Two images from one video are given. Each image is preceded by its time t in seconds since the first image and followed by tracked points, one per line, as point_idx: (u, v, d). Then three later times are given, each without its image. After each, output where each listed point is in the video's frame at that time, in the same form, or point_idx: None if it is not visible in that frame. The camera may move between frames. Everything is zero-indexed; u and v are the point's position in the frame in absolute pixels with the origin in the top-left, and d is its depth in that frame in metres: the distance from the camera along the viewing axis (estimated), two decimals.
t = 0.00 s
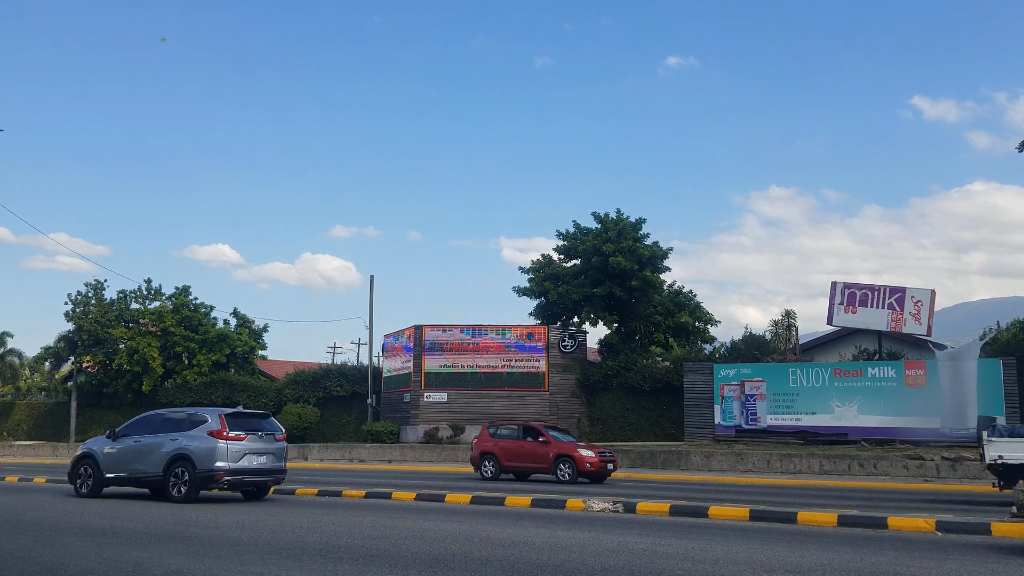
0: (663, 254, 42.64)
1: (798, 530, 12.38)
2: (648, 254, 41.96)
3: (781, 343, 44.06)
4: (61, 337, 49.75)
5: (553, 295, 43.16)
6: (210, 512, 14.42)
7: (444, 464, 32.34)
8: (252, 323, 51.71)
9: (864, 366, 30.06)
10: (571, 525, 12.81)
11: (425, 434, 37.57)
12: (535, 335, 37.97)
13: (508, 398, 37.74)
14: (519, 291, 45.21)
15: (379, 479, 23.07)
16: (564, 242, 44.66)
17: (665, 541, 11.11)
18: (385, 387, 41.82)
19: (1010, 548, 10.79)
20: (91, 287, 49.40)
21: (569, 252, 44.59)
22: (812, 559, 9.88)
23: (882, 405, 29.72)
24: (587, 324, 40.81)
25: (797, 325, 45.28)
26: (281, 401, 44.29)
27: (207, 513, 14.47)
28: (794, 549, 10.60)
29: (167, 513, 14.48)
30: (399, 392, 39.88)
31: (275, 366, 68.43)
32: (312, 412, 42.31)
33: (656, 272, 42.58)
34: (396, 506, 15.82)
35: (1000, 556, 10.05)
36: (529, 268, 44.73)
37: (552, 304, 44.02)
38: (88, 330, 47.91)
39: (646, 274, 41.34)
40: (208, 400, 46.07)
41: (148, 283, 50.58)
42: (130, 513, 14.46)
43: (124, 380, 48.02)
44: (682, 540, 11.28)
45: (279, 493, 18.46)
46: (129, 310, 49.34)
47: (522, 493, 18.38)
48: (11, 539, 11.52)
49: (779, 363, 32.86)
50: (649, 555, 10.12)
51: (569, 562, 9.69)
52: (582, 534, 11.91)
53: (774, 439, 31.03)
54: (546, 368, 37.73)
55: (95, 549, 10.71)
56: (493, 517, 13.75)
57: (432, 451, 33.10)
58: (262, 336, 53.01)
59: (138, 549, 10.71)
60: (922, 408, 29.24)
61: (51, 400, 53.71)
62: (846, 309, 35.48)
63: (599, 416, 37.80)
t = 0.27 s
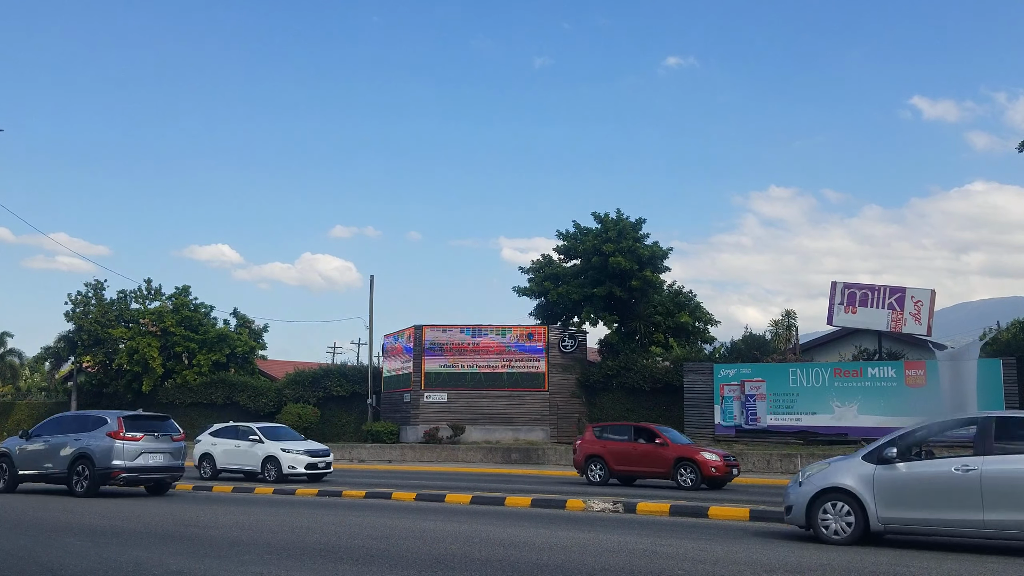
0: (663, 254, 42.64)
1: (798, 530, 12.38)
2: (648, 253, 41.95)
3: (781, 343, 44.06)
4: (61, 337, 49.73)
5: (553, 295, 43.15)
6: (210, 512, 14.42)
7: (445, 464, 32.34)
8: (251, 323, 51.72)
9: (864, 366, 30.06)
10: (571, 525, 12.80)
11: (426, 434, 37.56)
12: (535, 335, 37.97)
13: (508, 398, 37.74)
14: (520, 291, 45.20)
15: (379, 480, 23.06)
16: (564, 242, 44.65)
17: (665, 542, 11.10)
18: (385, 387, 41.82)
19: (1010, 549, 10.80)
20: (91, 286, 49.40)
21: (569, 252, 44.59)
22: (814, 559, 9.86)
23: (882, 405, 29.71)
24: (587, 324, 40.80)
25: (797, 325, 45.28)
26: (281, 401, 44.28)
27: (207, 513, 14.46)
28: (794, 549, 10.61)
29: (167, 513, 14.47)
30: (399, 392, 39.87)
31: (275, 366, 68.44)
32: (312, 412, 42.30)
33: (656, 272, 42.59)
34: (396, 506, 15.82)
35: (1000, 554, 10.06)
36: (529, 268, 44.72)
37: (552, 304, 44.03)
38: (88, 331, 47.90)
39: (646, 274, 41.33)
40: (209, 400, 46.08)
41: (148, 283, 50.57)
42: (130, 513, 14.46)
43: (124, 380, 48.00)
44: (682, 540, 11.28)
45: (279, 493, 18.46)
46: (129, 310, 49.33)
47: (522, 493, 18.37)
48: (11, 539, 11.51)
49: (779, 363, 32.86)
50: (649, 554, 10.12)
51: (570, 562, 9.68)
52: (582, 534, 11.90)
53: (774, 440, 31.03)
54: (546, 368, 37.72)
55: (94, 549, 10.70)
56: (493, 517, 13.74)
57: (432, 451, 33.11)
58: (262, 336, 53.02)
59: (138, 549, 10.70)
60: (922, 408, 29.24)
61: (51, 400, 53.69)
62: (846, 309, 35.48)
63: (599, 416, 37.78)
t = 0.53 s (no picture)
0: (663, 254, 42.64)
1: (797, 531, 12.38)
2: (648, 254, 41.95)
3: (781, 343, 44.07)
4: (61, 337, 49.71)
5: (553, 295, 43.16)
6: (210, 512, 14.42)
7: (445, 464, 32.35)
8: (251, 323, 51.73)
9: (864, 366, 30.06)
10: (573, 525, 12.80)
11: (426, 434, 37.56)
12: (535, 335, 37.97)
13: (508, 399, 37.75)
14: (519, 291, 45.21)
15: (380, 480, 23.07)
16: (564, 242, 44.66)
17: (665, 542, 11.11)
18: (385, 387, 41.83)
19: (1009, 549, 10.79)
20: (92, 287, 49.40)
21: (569, 252, 44.60)
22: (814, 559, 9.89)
23: (883, 405, 29.71)
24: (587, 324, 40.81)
25: (796, 325, 45.30)
26: (281, 401, 44.28)
27: (207, 512, 14.46)
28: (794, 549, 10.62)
29: (168, 513, 14.48)
30: (399, 392, 39.87)
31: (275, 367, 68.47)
32: (312, 412, 42.28)
33: (656, 272, 42.60)
34: (395, 506, 15.82)
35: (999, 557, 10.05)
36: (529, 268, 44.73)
37: (552, 304, 44.05)
38: (88, 331, 47.89)
39: (646, 274, 41.33)
40: (208, 400, 46.08)
41: (148, 283, 50.56)
42: (130, 512, 14.46)
43: (124, 380, 48.00)
44: (682, 540, 11.28)
45: (280, 493, 18.45)
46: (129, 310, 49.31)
47: (522, 493, 18.38)
48: (11, 539, 11.52)
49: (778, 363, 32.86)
50: (650, 555, 10.13)
51: (571, 562, 9.68)
52: (583, 534, 11.91)
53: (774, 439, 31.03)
54: (546, 368, 37.73)
55: (93, 549, 10.71)
56: (493, 517, 13.74)
57: (432, 451, 33.13)
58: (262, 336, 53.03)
59: (138, 549, 10.71)
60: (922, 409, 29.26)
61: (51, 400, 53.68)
62: (846, 309, 35.49)
63: (599, 416, 37.78)
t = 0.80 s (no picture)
0: (663, 254, 42.64)
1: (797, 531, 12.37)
2: (648, 254, 41.95)
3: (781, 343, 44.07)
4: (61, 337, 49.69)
5: (553, 295, 43.16)
6: (211, 512, 14.41)
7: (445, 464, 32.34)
8: (251, 323, 51.73)
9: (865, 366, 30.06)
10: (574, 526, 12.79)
11: (426, 434, 37.56)
12: (535, 335, 37.97)
13: (508, 399, 37.74)
14: (519, 291, 45.20)
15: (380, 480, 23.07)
16: (564, 242, 44.66)
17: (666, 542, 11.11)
18: (385, 387, 41.82)
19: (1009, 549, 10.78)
20: (91, 287, 49.38)
21: (569, 252, 44.60)
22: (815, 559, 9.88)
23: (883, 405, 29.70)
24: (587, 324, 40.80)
25: (797, 325, 45.31)
26: (281, 401, 44.25)
27: (207, 512, 14.46)
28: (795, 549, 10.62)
29: (168, 513, 14.47)
30: (399, 392, 39.85)
31: (275, 367, 68.47)
32: (312, 412, 42.26)
33: (656, 272, 42.61)
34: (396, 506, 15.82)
35: (999, 558, 10.04)
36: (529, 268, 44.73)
37: (552, 304, 44.04)
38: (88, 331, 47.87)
39: (646, 273, 41.32)
40: (209, 400, 46.08)
41: (147, 283, 50.55)
42: (131, 513, 14.46)
43: (124, 380, 47.98)
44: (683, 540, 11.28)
45: (280, 493, 18.44)
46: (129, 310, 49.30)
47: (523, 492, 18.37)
48: (11, 539, 11.51)
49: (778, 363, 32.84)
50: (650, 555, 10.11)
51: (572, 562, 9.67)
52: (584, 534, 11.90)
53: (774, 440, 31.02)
54: (546, 368, 37.72)
55: (93, 549, 10.70)
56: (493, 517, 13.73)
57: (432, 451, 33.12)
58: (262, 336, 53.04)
59: (138, 549, 10.71)
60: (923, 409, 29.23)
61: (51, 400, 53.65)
62: (845, 309, 35.49)
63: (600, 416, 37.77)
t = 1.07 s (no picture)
0: (663, 254, 42.66)
1: (796, 530, 12.39)
2: (648, 254, 41.96)
3: (781, 343, 44.07)
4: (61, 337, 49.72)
5: (553, 295, 43.15)
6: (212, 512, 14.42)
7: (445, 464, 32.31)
8: (251, 323, 51.77)
9: (864, 366, 30.07)
10: (573, 525, 12.79)
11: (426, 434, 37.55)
12: (535, 335, 37.98)
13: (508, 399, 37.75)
14: (519, 291, 45.20)
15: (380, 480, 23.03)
16: (564, 242, 44.67)
17: (665, 541, 11.12)
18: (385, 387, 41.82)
19: (1007, 548, 10.80)
20: (91, 287, 49.42)
21: (569, 252, 44.62)
22: (816, 559, 9.87)
23: (882, 405, 29.72)
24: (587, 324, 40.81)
25: (797, 325, 45.32)
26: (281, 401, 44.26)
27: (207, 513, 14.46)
28: (794, 549, 10.61)
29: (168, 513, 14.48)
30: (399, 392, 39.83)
31: (276, 367, 68.49)
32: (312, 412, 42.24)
33: (656, 272, 42.60)
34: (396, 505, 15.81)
35: (997, 558, 10.04)
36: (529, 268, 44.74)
37: (552, 304, 44.04)
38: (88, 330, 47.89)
39: (646, 273, 41.33)
40: (208, 400, 46.10)
41: (148, 283, 50.58)
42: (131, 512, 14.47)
43: (124, 380, 47.98)
44: (683, 540, 11.28)
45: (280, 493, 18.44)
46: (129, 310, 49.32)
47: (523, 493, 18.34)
48: (11, 539, 11.52)
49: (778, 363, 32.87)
50: (649, 555, 10.12)
51: (571, 562, 9.68)
52: (584, 534, 11.90)
53: (774, 440, 31.04)
54: (546, 368, 37.73)
55: (94, 549, 10.70)
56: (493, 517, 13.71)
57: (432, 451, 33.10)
58: (262, 336, 53.07)
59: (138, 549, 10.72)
60: (922, 409, 29.24)
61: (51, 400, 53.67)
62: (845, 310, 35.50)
63: (599, 415, 37.77)
